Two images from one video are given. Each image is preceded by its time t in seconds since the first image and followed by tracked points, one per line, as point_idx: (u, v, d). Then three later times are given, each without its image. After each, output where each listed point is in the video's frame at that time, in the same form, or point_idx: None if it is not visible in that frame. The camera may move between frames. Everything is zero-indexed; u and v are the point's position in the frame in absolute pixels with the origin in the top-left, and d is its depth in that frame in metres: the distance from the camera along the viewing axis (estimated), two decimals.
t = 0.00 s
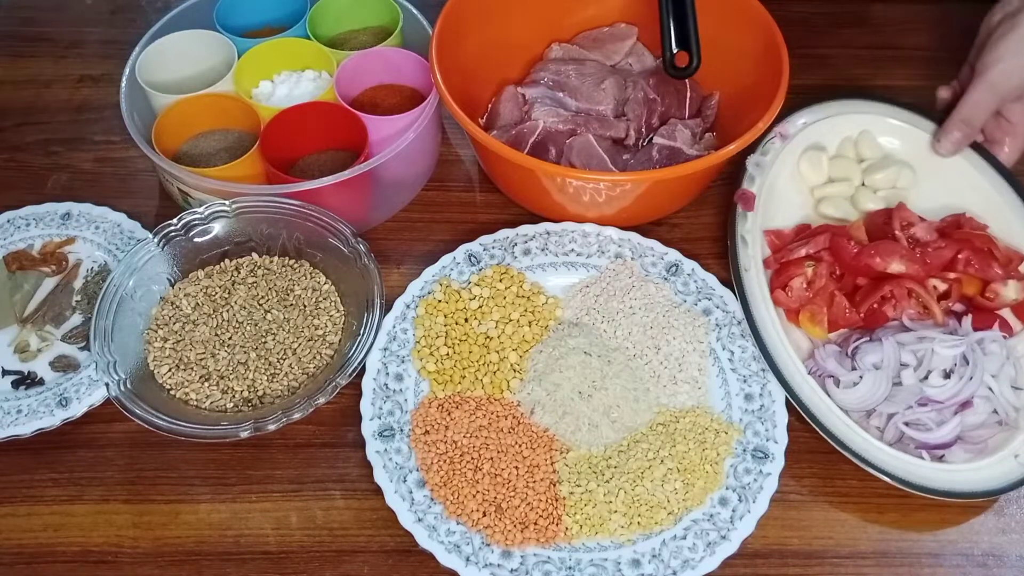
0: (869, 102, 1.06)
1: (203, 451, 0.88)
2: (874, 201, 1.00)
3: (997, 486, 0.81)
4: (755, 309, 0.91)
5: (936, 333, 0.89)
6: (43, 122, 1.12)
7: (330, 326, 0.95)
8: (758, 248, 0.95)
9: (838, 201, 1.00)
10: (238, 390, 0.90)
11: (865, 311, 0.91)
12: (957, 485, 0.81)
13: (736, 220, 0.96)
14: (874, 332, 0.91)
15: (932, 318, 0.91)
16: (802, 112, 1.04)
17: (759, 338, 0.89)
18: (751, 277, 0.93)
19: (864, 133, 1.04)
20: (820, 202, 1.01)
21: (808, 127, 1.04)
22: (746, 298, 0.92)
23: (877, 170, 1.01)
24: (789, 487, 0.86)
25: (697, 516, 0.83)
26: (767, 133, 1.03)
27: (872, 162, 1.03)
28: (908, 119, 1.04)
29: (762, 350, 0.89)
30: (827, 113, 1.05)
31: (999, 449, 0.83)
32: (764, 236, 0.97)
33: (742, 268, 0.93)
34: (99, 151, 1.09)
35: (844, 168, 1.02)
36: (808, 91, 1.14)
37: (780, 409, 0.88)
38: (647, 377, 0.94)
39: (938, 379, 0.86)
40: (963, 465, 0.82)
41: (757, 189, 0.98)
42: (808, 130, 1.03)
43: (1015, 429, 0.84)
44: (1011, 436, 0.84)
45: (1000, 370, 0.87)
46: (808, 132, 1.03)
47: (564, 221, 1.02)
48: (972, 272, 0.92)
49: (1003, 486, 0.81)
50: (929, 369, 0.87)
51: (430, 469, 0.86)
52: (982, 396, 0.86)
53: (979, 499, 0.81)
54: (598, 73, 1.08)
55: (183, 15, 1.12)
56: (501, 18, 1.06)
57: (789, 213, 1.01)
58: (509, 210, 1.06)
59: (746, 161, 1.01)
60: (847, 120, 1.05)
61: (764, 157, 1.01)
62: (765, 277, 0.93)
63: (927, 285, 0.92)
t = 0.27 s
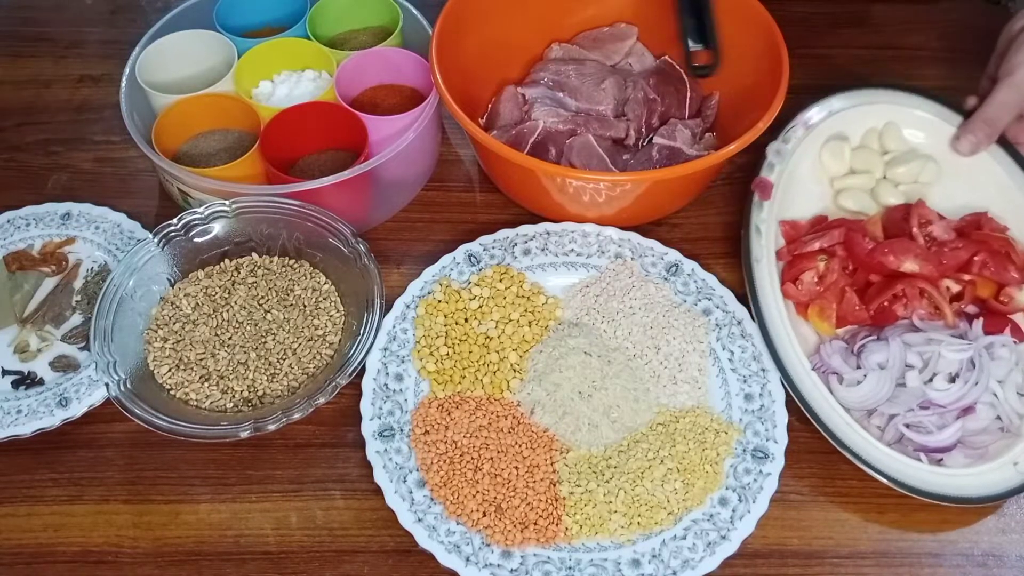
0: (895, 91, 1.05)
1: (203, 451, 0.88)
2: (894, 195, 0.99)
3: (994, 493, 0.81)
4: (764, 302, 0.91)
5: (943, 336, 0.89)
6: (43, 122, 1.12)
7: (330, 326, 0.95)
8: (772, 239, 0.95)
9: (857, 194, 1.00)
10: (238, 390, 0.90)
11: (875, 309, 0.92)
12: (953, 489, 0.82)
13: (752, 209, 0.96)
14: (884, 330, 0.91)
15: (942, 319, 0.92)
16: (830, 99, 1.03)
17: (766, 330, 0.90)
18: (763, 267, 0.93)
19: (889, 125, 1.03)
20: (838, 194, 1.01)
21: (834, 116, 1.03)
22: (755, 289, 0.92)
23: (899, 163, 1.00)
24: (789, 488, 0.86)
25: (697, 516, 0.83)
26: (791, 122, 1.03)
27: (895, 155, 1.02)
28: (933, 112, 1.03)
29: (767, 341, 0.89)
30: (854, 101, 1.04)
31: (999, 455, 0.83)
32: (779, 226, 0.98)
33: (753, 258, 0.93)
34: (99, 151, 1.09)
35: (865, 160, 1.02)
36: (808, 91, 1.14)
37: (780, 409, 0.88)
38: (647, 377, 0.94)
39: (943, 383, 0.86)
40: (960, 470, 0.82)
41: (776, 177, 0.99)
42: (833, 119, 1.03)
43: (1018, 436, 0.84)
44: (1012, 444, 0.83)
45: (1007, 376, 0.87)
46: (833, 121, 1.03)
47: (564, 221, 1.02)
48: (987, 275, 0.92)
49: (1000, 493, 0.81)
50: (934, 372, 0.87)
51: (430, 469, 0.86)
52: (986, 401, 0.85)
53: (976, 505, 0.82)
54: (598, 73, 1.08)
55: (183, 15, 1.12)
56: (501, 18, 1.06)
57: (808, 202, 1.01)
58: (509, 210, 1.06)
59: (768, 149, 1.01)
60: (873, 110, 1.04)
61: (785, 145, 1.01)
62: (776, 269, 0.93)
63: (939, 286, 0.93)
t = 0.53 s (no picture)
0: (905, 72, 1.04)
1: (203, 451, 0.88)
2: (908, 178, 0.99)
3: None
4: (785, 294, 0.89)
5: (975, 326, 0.88)
6: (43, 122, 1.12)
7: (330, 326, 0.95)
8: (787, 228, 0.93)
9: (870, 179, 1.00)
10: (238, 390, 0.90)
11: (900, 299, 0.91)
12: (993, 486, 0.79)
13: (766, 198, 0.95)
14: (910, 320, 0.90)
15: (969, 307, 0.90)
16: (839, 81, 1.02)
17: (788, 321, 0.88)
18: (781, 259, 0.91)
19: (900, 107, 1.02)
20: (851, 179, 1.01)
21: (844, 99, 1.02)
22: (777, 283, 0.90)
23: (912, 147, 1.00)
24: (789, 488, 0.86)
25: (697, 516, 0.83)
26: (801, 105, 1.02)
27: (908, 138, 1.02)
28: (945, 95, 1.03)
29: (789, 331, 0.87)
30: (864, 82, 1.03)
31: None
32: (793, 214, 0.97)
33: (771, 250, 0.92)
34: (99, 151, 1.09)
35: (877, 144, 1.01)
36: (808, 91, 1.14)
37: (780, 409, 0.88)
38: (647, 377, 0.94)
39: (978, 374, 0.85)
40: (1002, 465, 0.80)
41: (788, 164, 0.97)
42: (843, 102, 1.02)
43: None
44: None
45: None
46: (842, 104, 1.02)
47: (564, 221, 1.02)
48: (1015, 259, 0.91)
49: None
50: (969, 364, 0.86)
51: (430, 469, 0.86)
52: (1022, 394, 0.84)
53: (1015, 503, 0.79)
54: (598, 73, 1.08)
55: (182, 15, 1.12)
56: (501, 18, 1.06)
57: (819, 189, 1.01)
58: (510, 210, 1.06)
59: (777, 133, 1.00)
60: (883, 93, 1.03)
61: (795, 129, 1.00)
62: (794, 259, 0.92)
63: (966, 272, 0.91)
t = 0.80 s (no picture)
0: (904, 59, 1.03)
1: (203, 451, 0.88)
2: (910, 172, 0.99)
3: None
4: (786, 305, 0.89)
5: (983, 334, 0.87)
6: (43, 122, 1.12)
7: (330, 325, 0.95)
8: (786, 228, 0.93)
9: (872, 174, 1.00)
10: (237, 390, 0.90)
11: (905, 305, 0.90)
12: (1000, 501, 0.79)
13: (764, 197, 0.94)
14: (915, 327, 0.89)
15: (976, 311, 0.90)
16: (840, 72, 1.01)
17: (789, 332, 0.88)
18: (780, 264, 0.91)
19: (900, 97, 1.02)
20: (852, 175, 1.01)
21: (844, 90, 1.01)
22: (778, 292, 0.90)
23: (915, 140, 1.00)
24: (789, 488, 0.86)
25: (697, 516, 0.83)
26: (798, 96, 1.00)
27: (909, 129, 1.02)
28: (947, 84, 1.03)
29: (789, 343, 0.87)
30: (864, 71, 1.02)
31: None
32: (793, 214, 0.97)
33: (770, 254, 0.91)
34: (99, 151, 1.09)
35: (878, 137, 1.01)
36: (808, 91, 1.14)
37: (780, 409, 0.88)
38: (647, 376, 0.94)
39: (985, 386, 0.84)
40: (1009, 480, 0.80)
41: (786, 161, 0.96)
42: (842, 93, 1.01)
43: None
44: None
45: None
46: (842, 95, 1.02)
47: (564, 221, 1.02)
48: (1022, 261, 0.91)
49: None
50: (976, 374, 0.85)
51: (430, 469, 0.86)
52: None
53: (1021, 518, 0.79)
54: (598, 73, 1.08)
55: (183, 15, 1.12)
56: (501, 18, 1.06)
57: (821, 182, 1.00)
58: (510, 210, 1.06)
59: (774, 127, 0.99)
60: (882, 83, 1.03)
61: (793, 122, 0.98)
62: (795, 264, 0.92)
63: (971, 275, 0.91)
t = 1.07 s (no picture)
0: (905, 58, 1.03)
1: (203, 451, 0.88)
2: (916, 173, 0.99)
3: None
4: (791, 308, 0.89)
5: (991, 338, 0.87)
6: (43, 122, 1.12)
7: (330, 326, 0.95)
8: (790, 233, 0.93)
9: (876, 176, 1.00)
10: (237, 390, 0.90)
11: (912, 309, 0.90)
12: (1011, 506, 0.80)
13: (769, 203, 0.94)
14: (921, 331, 0.90)
15: (983, 313, 0.90)
16: (841, 74, 1.01)
17: (794, 337, 0.87)
18: (785, 270, 0.90)
19: (904, 97, 1.02)
20: (856, 176, 1.01)
21: (846, 91, 1.01)
22: (783, 296, 0.89)
23: (919, 140, 1.00)
24: (789, 488, 0.86)
25: (697, 516, 0.83)
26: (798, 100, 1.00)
27: (913, 129, 1.02)
28: (951, 82, 1.02)
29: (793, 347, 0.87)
30: (864, 73, 1.02)
31: None
32: (798, 218, 0.97)
33: (775, 261, 0.91)
34: (99, 151, 1.09)
35: (882, 138, 1.01)
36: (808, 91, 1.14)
37: (781, 409, 0.88)
38: (647, 377, 0.94)
39: (995, 391, 0.84)
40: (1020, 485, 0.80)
41: (790, 165, 0.96)
42: (845, 95, 1.01)
43: None
44: None
45: None
46: (844, 97, 1.01)
47: (564, 221, 1.02)
48: None
49: None
50: (984, 379, 0.85)
51: (430, 469, 0.86)
52: None
53: None
54: (598, 73, 1.08)
55: (183, 15, 1.12)
56: (501, 17, 1.06)
57: (826, 185, 1.00)
58: (510, 210, 1.06)
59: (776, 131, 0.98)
60: (884, 84, 1.02)
61: (796, 125, 0.98)
62: (800, 270, 0.92)
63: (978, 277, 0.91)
